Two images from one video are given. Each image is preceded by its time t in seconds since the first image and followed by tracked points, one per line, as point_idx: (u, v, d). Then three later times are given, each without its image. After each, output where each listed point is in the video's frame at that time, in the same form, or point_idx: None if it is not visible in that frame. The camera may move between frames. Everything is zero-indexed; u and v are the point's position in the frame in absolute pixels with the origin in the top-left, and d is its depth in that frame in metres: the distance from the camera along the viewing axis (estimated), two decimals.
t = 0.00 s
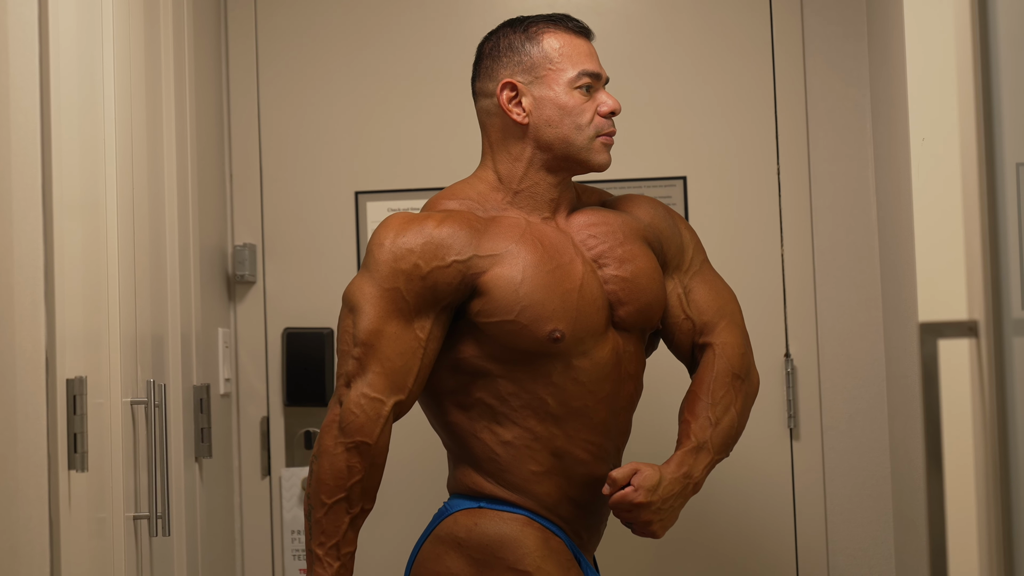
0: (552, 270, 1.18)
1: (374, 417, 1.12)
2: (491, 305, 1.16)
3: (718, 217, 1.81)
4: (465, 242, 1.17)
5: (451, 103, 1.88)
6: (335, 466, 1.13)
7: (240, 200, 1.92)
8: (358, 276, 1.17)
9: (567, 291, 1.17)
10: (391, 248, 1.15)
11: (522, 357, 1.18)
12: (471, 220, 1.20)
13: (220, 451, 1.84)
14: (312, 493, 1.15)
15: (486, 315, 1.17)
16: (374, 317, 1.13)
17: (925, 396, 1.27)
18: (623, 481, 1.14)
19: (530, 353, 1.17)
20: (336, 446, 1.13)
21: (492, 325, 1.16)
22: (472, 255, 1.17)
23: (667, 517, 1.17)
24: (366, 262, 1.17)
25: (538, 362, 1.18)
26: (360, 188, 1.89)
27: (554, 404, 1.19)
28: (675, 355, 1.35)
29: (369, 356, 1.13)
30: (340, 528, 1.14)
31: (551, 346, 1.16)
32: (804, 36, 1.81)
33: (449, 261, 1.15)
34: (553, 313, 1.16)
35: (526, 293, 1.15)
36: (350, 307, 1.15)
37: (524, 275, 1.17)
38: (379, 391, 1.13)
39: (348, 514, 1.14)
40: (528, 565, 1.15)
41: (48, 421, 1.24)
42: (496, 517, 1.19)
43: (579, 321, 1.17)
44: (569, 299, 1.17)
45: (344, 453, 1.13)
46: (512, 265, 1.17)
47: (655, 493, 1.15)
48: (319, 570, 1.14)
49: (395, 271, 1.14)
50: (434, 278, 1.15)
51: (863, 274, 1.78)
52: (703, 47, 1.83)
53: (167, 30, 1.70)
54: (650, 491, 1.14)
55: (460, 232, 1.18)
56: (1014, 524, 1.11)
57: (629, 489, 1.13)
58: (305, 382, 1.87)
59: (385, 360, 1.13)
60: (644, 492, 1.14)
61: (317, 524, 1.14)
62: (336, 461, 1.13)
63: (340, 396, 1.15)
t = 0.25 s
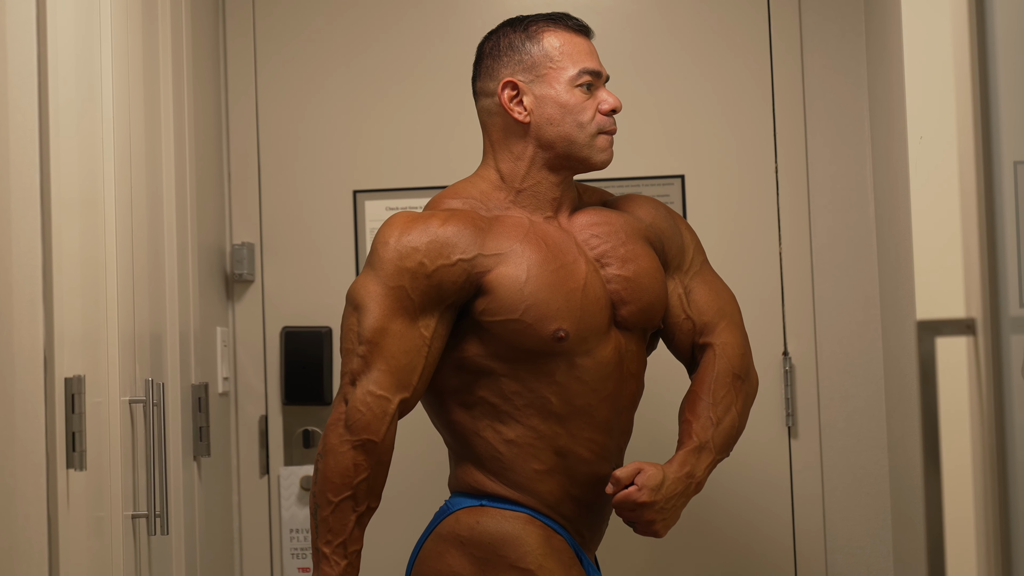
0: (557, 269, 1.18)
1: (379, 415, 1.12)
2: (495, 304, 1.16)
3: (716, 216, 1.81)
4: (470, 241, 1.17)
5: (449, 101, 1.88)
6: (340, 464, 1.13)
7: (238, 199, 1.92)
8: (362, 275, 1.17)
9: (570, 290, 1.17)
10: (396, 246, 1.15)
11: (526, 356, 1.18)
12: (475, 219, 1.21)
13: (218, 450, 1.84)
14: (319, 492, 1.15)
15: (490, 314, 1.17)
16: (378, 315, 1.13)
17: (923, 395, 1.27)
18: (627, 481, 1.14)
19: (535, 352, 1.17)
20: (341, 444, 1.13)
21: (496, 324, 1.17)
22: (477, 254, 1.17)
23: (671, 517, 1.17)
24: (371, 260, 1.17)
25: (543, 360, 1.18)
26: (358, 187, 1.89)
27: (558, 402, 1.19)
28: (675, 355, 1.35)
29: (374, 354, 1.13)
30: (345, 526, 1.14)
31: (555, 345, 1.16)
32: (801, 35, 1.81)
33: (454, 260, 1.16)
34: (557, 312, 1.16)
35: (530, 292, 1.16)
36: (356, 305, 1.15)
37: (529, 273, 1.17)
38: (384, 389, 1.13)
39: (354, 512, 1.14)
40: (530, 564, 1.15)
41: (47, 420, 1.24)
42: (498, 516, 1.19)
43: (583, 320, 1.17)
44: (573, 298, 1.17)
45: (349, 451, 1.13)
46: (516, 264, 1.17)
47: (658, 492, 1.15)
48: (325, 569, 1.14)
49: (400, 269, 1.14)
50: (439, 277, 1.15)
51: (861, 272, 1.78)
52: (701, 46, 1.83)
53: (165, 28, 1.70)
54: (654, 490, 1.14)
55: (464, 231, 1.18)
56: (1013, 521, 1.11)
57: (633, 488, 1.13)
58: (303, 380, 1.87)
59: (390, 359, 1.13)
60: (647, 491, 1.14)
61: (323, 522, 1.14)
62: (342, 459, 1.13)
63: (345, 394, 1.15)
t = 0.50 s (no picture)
0: (556, 269, 1.19)
1: (378, 412, 1.12)
2: (493, 303, 1.17)
3: (713, 216, 1.82)
4: (470, 239, 1.18)
5: (447, 101, 1.88)
6: (339, 461, 1.13)
7: (235, 198, 1.92)
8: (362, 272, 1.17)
9: (569, 290, 1.18)
10: (396, 244, 1.15)
11: (524, 355, 1.18)
12: (475, 218, 1.21)
13: (215, 449, 1.84)
14: (317, 489, 1.15)
15: (489, 312, 1.17)
16: (377, 313, 1.13)
17: (919, 394, 1.27)
18: (626, 482, 1.14)
19: (534, 351, 1.17)
20: (339, 441, 1.13)
21: (495, 322, 1.17)
22: (476, 252, 1.17)
23: (669, 518, 1.17)
24: (371, 258, 1.17)
25: (541, 359, 1.18)
26: (355, 186, 1.89)
27: (556, 401, 1.19)
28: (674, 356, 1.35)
29: (373, 351, 1.13)
30: (344, 524, 1.14)
31: (554, 344, 1.16)
32: (798, 36, 1.82)
33: (454, 258, 1.16)
34: (556, 311, 1.16)
35: (529, 291, 1.16)
36: (355, 302, 1.15)
37: (528, 272, 1.17)
38: (383, 386, 1.13)
39: (352, 509, 1.14)
40: (527, 562, 1.16)
41: (44, 420, 1.24)
42: (495, 515, 1.20)
43: (582, 320, 1.17)
44: (572, 297, 1.17)
45: (348, 448, 1.13)
46: (516, 263, 1.18)
47: (658, 494, 1.15)
48: (323, 566, 1.14)
49: (400, 267, 1.14)
50: (439, 275, 1.15)
51: (857, 272, 1.78)
52: (698, 46, 1.83)
53: (162, 27, 1.70)
54: (653, 492, 1.14)
55: (464, 229, 1.18)
56: (1008, 520, 1.12)
57: (632, 490, 1.14)
58: (300, 380, 1.87)
59: (390, 356, 1.13)
60: (646, 493, 1.14)
61: (321, 518, 1.14)
62: (340, 455, 1.13)
63: (344, 391, 1.15)
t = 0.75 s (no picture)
0: (557, 272, 1.19)
1: (379, 416, 1.12)
2: (495, 305, 1.17)
3: (712, 216, 1.82)
4: (471, 243, 1.17)
5: (446, 103, 1.88)
6: (340, 464, 1.13)
7: (234, 200, 1.92)
8: (364, 276, 1.17)
9: (571, 293, 1.18)
10: (398, 247, 1.15)
11: (525, 358, 1.18)
12: (476, 220, 1.21)
13: (214, 451, 1.84)
14: (318, 492, 1.15)
15: (490, 316, 1.17)
16: (379, 316, 1.13)
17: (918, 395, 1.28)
18: (627, 484, 1.14)
19: (535, 354, 1.17)
20: (341, 444, 1.13)
21: (496, 326, 1.17)
22: (478, 256, 1.17)
23: (669, 520, 1.17)
24: (372, 261, 1.17)
25: (542, 363, 1.18)
26: (354, 188, 1.89)
27: (557, 403, 1.19)
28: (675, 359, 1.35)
29: (375, 355, 1.13)
30: (345, 527, 1.14)
31: (555, 347, 1.16)
32: (798, 38, 1.82)
33: (455, 261, 1.16)
34: (557, 314, 1.16)
35: (531, 294, 1.16)
36: (357, 305, 1.15)
37: (530, 276, 1.17)
38: (384, 389, 1.13)
39: (354, 511, 1.14)
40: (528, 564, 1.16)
41: (43, 422, 1.24)
42: (496, 516, 1.20)
43: (583, 322, 1.17)
44: (573, 300, 1.17)
45: (349, 452, 1.13)
46: (517, 266, 1.18)
47: (658, 496, 1.15)
48: (325, 569, 1.14)
49: (401, 271, 1.14)
50: (440, 278, 1.15)
51: (858, 274, 1.79)
52: (698, 47, 1.83)
53: (160, 29, 1.70)
54: (654, 494, 1.14)
55: (466, 232, 1.18)
56: (1007, 521, 1.12)
57: (633, 491, 1.14)
58: (299, 382, 1.87)
59: (390, 360, 1.13)
60: (647, 495, 1.14)
61: (322, 520, 1.14)
62: (341, 458, 1.13)
63: (345, 394, 1.15)
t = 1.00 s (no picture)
0: (557, 278, 1.19)
1: (380, 424, 1.13)
2: (494, 312, 1.17)
3: (710, 221, 1.82)
4: (470, 250, 1.18)
5: (444, 107, 1.88)
6: (340, 472, 1.13)
7: (232, 204, 1.92)
8: (363, 283, 1.17)
9: (570, 299, 1.18)
10: (397, 254, 1.15)
11: (525, 364, 1.18)
12: (475, 227, 1.21)
13: (212, 456, 1.84)
14: (318, 500, 1.15)
15: (490, 322, 1.17)
16: (378, 324, 1.13)
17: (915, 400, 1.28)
18: (626, 488, 1.15)
19: (535, 360, 1.17)
20: (341, 452, 1.13)
21: (496, 332, 1.17)
22: (477, 262, 1.17)
23: (668, 525, 1.17)
24: (371, 268, 1.17)
25: (542, 370, 1.18)
26: (352, 193, 1.89)
27: (556, 409, 1.19)
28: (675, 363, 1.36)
29: (374, 363, 1.13)
30: (346, 535, 1.14)
31: (554, 353, 1.16)
32: (795, 43, 1.82)
33: (454, 268, 1.16)
34: (557, 320, 1.16)
35: (530, 300, 1.16)
36: (357, 313, 1.15)
37: (529, 282, 1.17)
38: (384, 397, 1.13)
39: (355, 519, 1.14)
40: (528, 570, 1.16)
41: (40, 428, 1.24)
42: (495, 523, 1.20)
43: (582, 328, 1.18)
44: (572, 306, 1.17)
45: (349, 460, 1.13)
46: (516, 272, 1.18)
47: (658, 501, 1.15)
48: None
49: (401, 278, 1.14)
50: (440, 285, 1.15)
51: (855, 280, 1.79)
52: (695, 53, 1.84)
53: (158, 33, 1.70)
54: (653, 499, 1.15)
55: (465, 238, 1.18)
56: (1005, 528, 1.12)
57: (632, 496, 1.14)
58: (296, 387, 1.87)
59: (391, 368, 1.13)
60: (646, 500, 1.14)
61: (323, 529, 1.14)
62: (342, 467, 1.13)
63: (345, 402, 1.15)
